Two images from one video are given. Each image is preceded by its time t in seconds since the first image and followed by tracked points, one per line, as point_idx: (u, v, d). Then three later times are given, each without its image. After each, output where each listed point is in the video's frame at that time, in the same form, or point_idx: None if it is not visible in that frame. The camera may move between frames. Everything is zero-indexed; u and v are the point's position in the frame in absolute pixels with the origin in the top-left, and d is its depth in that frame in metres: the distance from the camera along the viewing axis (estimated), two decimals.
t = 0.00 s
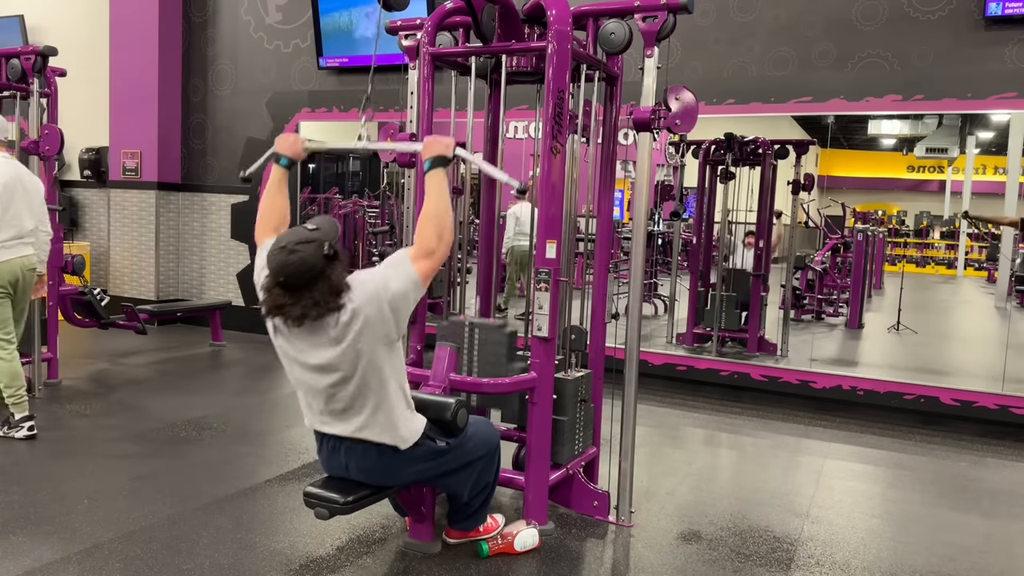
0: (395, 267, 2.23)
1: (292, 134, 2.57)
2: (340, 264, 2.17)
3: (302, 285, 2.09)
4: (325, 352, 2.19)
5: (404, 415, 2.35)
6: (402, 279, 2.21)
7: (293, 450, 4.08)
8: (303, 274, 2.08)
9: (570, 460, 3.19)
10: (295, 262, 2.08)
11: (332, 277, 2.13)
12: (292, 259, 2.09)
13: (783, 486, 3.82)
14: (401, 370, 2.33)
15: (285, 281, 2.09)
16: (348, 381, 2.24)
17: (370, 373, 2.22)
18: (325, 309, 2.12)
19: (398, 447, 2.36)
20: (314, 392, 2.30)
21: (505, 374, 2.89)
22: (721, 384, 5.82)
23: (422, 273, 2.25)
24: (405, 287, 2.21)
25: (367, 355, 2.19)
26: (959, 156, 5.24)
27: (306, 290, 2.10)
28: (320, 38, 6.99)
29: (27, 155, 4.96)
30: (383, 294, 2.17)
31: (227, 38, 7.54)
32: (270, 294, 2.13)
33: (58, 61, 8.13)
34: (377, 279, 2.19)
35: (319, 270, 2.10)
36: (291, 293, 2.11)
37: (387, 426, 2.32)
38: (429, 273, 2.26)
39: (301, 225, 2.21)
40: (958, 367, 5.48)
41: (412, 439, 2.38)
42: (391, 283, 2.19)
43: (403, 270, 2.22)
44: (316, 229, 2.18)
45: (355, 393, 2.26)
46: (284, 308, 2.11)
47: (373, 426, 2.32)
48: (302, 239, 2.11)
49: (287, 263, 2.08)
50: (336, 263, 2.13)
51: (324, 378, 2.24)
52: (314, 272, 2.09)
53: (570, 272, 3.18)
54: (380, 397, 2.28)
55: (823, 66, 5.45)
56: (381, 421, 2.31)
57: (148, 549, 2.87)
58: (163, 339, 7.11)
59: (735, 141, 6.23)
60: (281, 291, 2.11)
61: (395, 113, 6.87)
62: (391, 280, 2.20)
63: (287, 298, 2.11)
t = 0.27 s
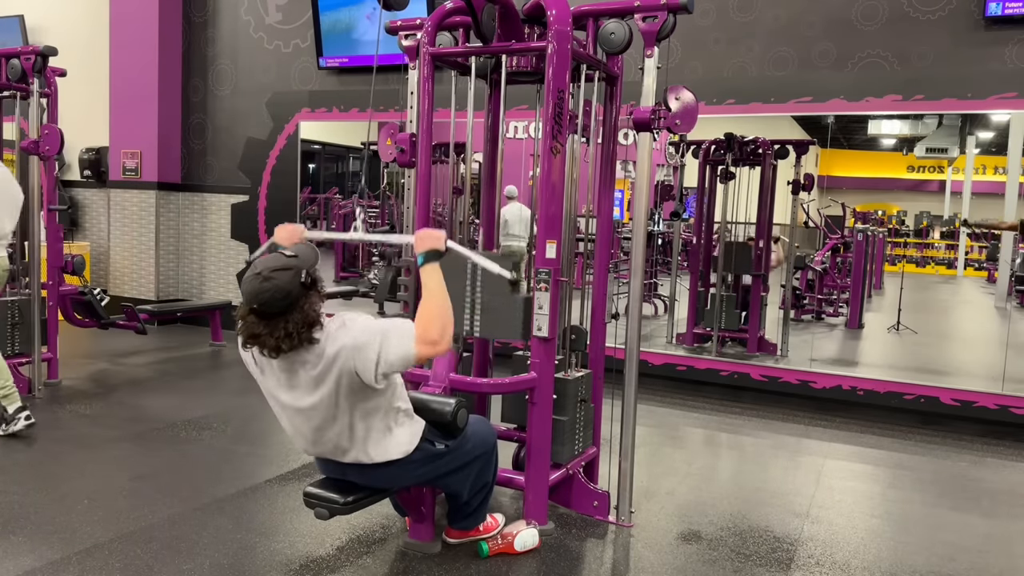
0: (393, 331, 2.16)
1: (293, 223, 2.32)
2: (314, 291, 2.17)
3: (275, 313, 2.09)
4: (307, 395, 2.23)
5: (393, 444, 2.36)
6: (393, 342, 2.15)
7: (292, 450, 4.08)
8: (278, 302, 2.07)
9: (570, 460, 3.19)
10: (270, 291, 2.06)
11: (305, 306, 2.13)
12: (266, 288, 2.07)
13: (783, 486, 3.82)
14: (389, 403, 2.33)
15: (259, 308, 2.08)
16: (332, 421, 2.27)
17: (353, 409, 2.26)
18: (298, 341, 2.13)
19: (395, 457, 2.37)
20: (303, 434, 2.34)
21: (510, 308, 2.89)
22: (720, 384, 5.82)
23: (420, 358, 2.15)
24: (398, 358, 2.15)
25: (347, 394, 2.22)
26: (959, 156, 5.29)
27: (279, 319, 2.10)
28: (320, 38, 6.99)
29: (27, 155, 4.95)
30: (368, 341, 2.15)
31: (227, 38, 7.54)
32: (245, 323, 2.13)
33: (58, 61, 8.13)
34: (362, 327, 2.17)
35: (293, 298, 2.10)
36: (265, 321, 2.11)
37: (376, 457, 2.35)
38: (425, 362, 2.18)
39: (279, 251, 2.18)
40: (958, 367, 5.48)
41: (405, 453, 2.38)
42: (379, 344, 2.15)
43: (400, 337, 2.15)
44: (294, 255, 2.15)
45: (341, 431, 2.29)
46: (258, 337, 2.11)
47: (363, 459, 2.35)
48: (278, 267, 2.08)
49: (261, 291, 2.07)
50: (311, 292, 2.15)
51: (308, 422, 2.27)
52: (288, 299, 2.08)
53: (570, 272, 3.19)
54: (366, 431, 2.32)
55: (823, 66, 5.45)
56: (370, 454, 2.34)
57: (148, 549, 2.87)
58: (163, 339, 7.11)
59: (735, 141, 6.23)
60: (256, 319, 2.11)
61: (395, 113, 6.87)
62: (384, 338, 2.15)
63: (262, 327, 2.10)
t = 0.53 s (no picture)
0: (402, 346, 2.19)
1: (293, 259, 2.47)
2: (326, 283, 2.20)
3: (289, 301, 2.11)
4: (311, 394, 2.23)
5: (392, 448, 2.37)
6: (403, 357, 2.17)
7: (292, 450, 4.08)
8: (291, 289, 2.09)
9: (570, 460, 3.18)
10: (284, 276, 2.08)
11: (318, 295, 2.15)
12: (281, 274, 2.09)
13: (783, 486, 3.82)
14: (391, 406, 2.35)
15: (272, 295, 2.09)
16: (334, 421, 2.27)
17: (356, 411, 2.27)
18: (310, 329, 2.14)
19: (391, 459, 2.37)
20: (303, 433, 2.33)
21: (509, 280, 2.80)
22: (720, 384, 5.83)
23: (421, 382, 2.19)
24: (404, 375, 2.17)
25: (352, 395, 2.22)
26: (959, 156, 5.28)
27: (292, 306, 2.12)
28: (320, 38, 6.99)
29: (27, 155, 4.95)
30: (378, 348, 2.16)
31: (227, 38, 7.54)
32: (257, 310, 2.14)
33: (58, 61, 8.13)
34: (372, 333, 2.18)
35: (306, 287, 2.12)
36: (277, 308, 2.12)
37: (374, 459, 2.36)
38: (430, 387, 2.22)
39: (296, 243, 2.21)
40: (958, 367, 5.48)
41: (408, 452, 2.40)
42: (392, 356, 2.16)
43: (410, 353, 2.18)
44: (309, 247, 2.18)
45: (343, 432, 2.30)
46: (270, 323, 2.12)
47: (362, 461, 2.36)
48: (293, 255, 2.11)
49: (275, 277, 2.08)
50: (323, 283, 2.18)
51: (311, 422, 2.27)
52: (301, 287, 2.11)
53: (570, 272, 3.19)
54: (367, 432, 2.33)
55: (823, 66, 5.45)
56: (369, 455, 2.35)
57: (148, 549, 2.87)
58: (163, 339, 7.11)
59: (735, 141, 6.23)
60: (269, 305, 2.13)
61: (395, 113, 6.87)
62: (396, 347, 2.17)
63: (274, 314, 2.12)
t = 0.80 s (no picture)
0: (401, 305, 2.15)
1: (294, 194, 2.46)
2: (331, 276, 2.18)
3: (291, 290, 2.08)
4: (315, 373, 2.21)
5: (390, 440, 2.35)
6: (405, 315, 2.15)
7: (292, 450, 4.08)
8: (296, 277, 2.07)
9: (570, 460, 3.18)
10: (290, 264, 2.07)
11: (323, 286, 2.13)
12: (287, 262, 2.08)
13: (783, 486, 3.82)
14: (396, 396, 2.33)
15: (276, 283, 2.07)
16: (337, 404, 2.24)
17: (359, 394, 2.24)
18: (313, 319, 2.11)
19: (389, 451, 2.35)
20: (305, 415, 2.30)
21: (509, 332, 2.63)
22: (721, 384, 5.82)
23: (431, 327, 2.14)
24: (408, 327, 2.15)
25: (357, 376, 2.20)
26: (959, 156, 5.28)
27: (296, 295, 2.10)
28: (320, 38, 6.99)
29: (27, 155, 4.95)
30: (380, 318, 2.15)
31: (227, 38, 7.54)
32: (261, 298, 2.12)
33: (58, 61, 8.13)
34: (375, 302, 2.17)
35: (309, 277, 2.10)
36: (281, 298, 2.10)
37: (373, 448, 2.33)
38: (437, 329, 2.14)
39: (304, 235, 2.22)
40: (959, 367, 5.48)
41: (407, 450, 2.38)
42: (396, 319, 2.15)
43: (410, 309, 2.14)
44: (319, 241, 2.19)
45: (344, 417, 2.27)
46: (274, 312, 2.10)
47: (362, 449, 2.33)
48: (301, 244, 2.11)
49: (282, 264, 2.07)
50: (328, 276, 2.16)
51: (314, 402, 2.25)
52: (306, 277, 2.09)
53: (570, 272, 3.19)
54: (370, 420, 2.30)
55: (823, 66, 5.45)
56: (370, 444, 2.32)
57: (149, 549, 2.87)
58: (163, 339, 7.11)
59: (735, 141, 6.22)
60: (272, 294, 2.10)
61: (395, 113, 6.87)
62: (395, 310, 2.15)
63: (277, 303, 2.10)
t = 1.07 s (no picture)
0: (414, 243, 2.27)
1: (309, 116, 2.50)
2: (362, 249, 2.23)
3: (324, 265, 2.17)
4: (338, 325, 2.21)
5: (406, 403, 2.35)
6: (423, 258, 2.25)
7: (293, 450, 4.08)
8: (328, 253, 2.16)
9: (570, 460, 3.18)
10: (320, 240, 2.17)
11: (354, 258, 2.19)
12: (318, 238, 2.18)
13: (783, 486, 3.82)
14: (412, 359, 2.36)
15: (309, 258, 2.17)
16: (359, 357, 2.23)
17: (378, 349, 2.25)
18: (345, 293, 2.16)
19: (398, 439, 2.32)
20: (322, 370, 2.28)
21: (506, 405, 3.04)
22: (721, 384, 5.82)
23: (441, 248, 2.31)
24: (424, 262, 2.26)
25: (381, 327, 2.23)
26: (959, 156, 5.27)
27: (328, 269, 2.17)
28: (320, 38, 6.99)
29: (27, 155, 4.95)
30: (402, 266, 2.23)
31: (227, 38, 7.54)
32: (295, 272, 2.21)
33: (58, 61, 8.13)
34: (392, 251, 2.25)
35: (341, 251, 2.18)
36: (315, 272, 2.18)
37: (389, 410, 2.31)
38: (447, 247, 2.32)
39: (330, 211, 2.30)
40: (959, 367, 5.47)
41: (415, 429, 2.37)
42: (412, 260, 2.24)
43: (423, 246, 2.27)
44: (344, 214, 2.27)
45: (364, 374, 2.25)
46: (308, 286, 2.17)
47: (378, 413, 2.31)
48: (330, 221, 2.21)
49: (313, 241, 2.18)
50: (358, 249, 2.20)
51: (334, 354, 2.23)
52: (336, 251, 2.17)
53: (569, 272, 3.18)
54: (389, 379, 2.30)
55: (823, 66, 5.45)
56: (387, 405, 2.31)
57: (149, 549, 2.87)
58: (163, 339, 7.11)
59: (735, 141, 6.22)
60: (305, 269, 2.19)
61: (395, 113, 6.87)
62: (412, 255, 2.25)
63: (310, 277, 2.18)
